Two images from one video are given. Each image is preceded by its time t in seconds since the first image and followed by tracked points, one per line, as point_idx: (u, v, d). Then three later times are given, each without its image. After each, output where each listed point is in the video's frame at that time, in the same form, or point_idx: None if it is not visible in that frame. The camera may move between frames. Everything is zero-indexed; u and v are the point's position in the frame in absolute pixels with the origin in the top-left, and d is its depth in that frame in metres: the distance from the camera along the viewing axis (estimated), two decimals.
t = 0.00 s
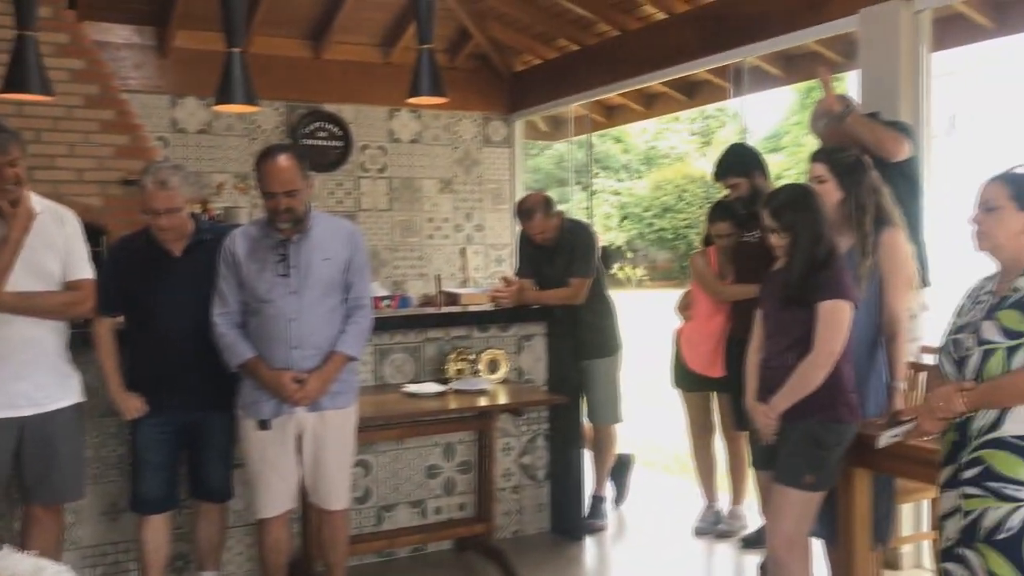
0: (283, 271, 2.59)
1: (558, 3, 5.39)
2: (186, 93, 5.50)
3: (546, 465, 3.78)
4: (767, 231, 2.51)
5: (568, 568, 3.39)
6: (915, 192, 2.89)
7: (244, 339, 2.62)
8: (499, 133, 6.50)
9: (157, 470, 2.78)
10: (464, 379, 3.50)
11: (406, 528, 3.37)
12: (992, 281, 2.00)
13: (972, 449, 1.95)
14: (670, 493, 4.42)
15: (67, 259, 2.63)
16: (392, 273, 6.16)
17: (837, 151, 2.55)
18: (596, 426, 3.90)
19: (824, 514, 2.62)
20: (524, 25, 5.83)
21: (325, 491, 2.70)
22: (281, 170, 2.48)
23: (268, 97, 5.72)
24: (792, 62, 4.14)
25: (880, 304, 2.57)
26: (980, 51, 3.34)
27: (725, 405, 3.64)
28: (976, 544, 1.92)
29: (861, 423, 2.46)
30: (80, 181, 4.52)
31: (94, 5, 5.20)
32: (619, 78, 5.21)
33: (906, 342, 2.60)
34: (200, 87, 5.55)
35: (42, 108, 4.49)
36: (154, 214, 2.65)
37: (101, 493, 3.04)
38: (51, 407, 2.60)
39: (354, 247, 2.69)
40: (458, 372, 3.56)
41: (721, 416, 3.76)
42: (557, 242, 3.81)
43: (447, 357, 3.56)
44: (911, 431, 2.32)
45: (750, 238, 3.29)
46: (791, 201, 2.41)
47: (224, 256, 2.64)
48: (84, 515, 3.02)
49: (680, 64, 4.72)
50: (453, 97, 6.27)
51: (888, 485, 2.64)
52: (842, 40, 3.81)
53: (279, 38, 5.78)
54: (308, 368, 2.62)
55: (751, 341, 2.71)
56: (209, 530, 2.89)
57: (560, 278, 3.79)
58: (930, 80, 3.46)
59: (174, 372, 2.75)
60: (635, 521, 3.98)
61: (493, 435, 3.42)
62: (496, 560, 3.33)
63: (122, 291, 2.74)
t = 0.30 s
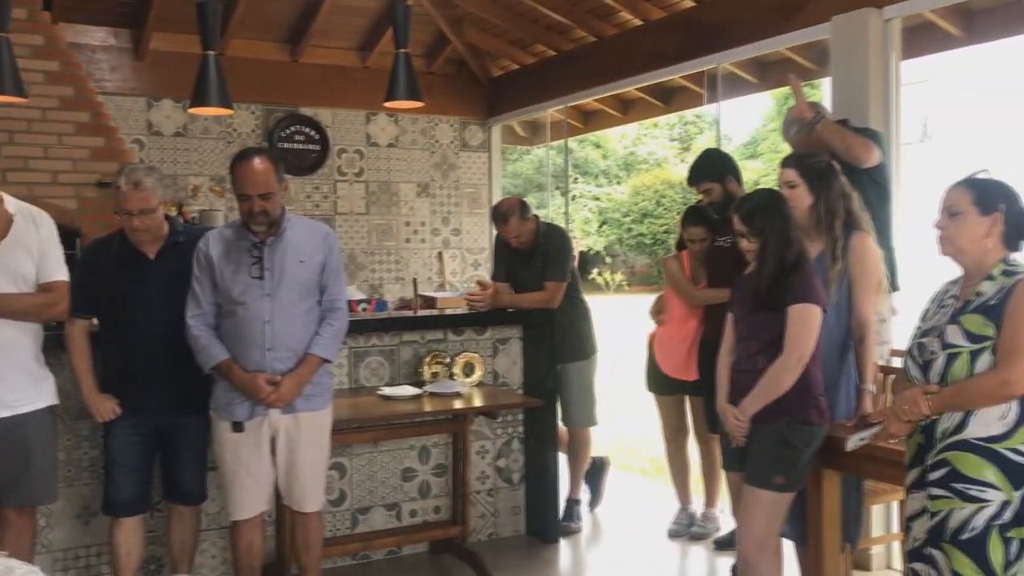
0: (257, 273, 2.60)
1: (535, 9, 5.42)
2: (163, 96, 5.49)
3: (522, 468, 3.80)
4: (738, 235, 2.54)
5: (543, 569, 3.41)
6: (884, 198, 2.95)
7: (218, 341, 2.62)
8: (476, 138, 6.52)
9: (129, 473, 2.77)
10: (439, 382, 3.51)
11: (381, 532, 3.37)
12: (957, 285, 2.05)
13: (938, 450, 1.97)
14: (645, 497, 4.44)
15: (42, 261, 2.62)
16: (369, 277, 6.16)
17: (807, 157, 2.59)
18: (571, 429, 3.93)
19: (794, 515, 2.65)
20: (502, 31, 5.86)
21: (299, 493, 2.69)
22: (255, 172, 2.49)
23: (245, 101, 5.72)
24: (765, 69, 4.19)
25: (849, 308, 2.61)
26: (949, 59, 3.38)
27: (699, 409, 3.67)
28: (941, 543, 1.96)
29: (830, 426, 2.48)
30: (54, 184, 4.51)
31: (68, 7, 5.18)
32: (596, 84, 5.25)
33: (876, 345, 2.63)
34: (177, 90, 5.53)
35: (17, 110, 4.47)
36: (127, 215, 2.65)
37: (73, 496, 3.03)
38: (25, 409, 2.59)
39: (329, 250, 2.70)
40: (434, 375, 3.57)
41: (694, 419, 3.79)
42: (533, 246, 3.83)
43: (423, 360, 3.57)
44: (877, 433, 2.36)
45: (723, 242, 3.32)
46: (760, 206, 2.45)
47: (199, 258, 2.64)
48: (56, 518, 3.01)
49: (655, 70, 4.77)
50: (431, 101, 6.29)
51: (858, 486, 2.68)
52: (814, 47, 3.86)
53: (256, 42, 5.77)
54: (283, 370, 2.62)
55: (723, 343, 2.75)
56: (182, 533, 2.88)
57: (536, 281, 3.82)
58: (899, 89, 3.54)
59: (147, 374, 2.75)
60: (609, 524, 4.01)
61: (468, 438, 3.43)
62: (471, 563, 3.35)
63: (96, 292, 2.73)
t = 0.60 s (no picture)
0: (235, 273, 2.61)
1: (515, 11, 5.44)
2: (142, 95, 5.47)
3: (501, 468, 3.82)
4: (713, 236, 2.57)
5: (522, 568, 3.44)
6: (855, 199, 3.00)
7: (196, 340, 2.64)
8: (457, 139, 6.54)
9: (107, 472, 2.77)
10: (419, 381, 3.53)
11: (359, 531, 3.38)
12: (924, 285, 2.08)
13: (907, 449, 2.01)
14: (623, 496, 4.48)
15: (18, 260, 2.63)
16: (349, 277, 6.17)
17: (781, 158, 2.63)
18: (550, 429, 3.95)
19: (768, 512, 2.69)
20: (482, 32, 5.87)
21: (277, 492, 2.70)
22: (235, 172, 2.50)
23: (225, 101, 5.71)
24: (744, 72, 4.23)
25: (823, 308, 2.64)
26: (923, 62, 3.43)
27: (675, 408, 3.70)
28: (910, 540, 1.99)
29: (803, 424, 2.52)
30: (31, 183, 4.48)
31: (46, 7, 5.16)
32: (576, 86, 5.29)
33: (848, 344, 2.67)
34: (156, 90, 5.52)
35: None
36: (105, 214, 2.66)
37: (50, 496, 3.02)
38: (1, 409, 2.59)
39: (307, 250, 2.71)
40: (413, 375, 3.59)
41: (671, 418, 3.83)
42: (512, 246, 3.85)
43: (402, 360, 3.59)
44: (847, 432, 2.40)
45: (699, 243, 3.36)
46: (734, 207, 2.48)
47: (177, 257, 2.65)
48: (32, 518, 3.01)
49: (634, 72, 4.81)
50: (412, 103, 6.30)
51: (830, 484, 2.72)
52: (791, 50, 3.91)
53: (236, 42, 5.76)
54: (261, 369, 2.63)
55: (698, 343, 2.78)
56: (159, 532, 2.88)
57: (515, 282, 3.84)
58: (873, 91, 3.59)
59: (125, 373, 2.75)
60: (587, 523, 4.04)
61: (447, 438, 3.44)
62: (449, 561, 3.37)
63: (74, 290, 2.73)
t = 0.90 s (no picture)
0: (193, 275, 2.58)
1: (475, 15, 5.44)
2: (97, 96, 5.40)
3: (461, 471, 3.82)
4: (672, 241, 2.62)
5: (482, 569, 3.46)
6: (810, 206, 3.01)
7: (153, 343, 2.60)
8: (417, 141, 6.52)
9: (60, 479, 2.73)
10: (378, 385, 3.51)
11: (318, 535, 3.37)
12: (875, 287, 2.12)
13: (858, 448, 2.04)
14: (582, 498, 4.51)
15: None
16: (308, 280, 6.13)
17: (736, 164, 2.69)
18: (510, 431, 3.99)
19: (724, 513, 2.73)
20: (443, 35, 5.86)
21: (235, 497, 2.68)
22: (192, 174, 2.49)
23: (181, 101, 5.65)
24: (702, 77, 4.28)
25: (778, 311, 2.69)
26: (883, 68, 3.55)
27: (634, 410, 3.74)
28: (860, 538, 2.03)
29: (759, 425, 2.57)
30: None
31: None
32: (536, 88, 5.30)
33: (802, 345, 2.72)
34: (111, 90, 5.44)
35: None
36: (60, 215, 2.62)
37: None
38: None
39: (266, 252, 2.70)
40: (372, 378, 3.56)
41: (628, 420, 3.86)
42: (472, 249, 3.87)
43: (362, 363, 3.56)
44: (801, 432, 2.45)
45: (655, 247, 3.41)
46: (691, 211, 2.54)
47: (133, 259, 2.61)
48: None
49: (592, 77, 4.83)
50: (372, 104, 6.27)
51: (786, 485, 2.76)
52: (749, 57, 3.96)
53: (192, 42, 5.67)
54: (218, 373, 2.61)
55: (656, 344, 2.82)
56: (114, 539, 2.84)
57: (473, 285, 3.84)
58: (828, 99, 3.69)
59: (79, 377, 2.72)
60: (547, 524, 4.06)
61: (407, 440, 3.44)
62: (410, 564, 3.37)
63: (26, 292, 2.69)
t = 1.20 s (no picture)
0: (116, 286, 2.50)
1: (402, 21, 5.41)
2: (8, 101, 5.20)
3: (392, 480, 3.79)
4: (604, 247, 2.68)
5: None
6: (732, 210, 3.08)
7: (74, 356, 2.52)
8: (343, 147, 6.45)
9: None
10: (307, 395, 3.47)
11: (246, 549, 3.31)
12: (799, 293, 2.16)
13: (785, 449, 2.08)
14: (514, 504, 4.50)
15: None
16: (233, 288, 6.01)
17: (662, 171, 2.70)
18: (443, 440, 3.97)
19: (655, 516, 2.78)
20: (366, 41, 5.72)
21: (161, 511, 2.61)
22: (113, 181, 2.44)
23: (99, 106, 5.50)
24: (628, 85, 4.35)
25: (704, 314, 2.71)
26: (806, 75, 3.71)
27: (565, 415, 3.76)
28: (788, 537, 2.08)
29: (689, 428, 2.60)
30: None
31: None
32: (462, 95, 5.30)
33: (727, 351, 2.76)
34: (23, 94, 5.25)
35: None
36: None
37: None
38: None
39: (192, 261, 2.63)
40: (301, 388, 3.51)
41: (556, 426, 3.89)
42: (405, 254, 3.85)
43: (288, 373, 3.50)
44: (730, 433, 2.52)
45: (583, 253, 3.42)
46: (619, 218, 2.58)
47: (52, 269, 2.52)
48: None
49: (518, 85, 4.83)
50: (297, 110, 6.19)
51: (715, 485, 2.81)
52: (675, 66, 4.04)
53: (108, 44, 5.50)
54: (144, 385, 2.55)
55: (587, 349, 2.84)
56: (32, 558, 2.81)
57: (401, 293, 3.80)
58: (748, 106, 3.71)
59: None
60: (478, 531, 4.05)
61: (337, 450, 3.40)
62: None
63: None
